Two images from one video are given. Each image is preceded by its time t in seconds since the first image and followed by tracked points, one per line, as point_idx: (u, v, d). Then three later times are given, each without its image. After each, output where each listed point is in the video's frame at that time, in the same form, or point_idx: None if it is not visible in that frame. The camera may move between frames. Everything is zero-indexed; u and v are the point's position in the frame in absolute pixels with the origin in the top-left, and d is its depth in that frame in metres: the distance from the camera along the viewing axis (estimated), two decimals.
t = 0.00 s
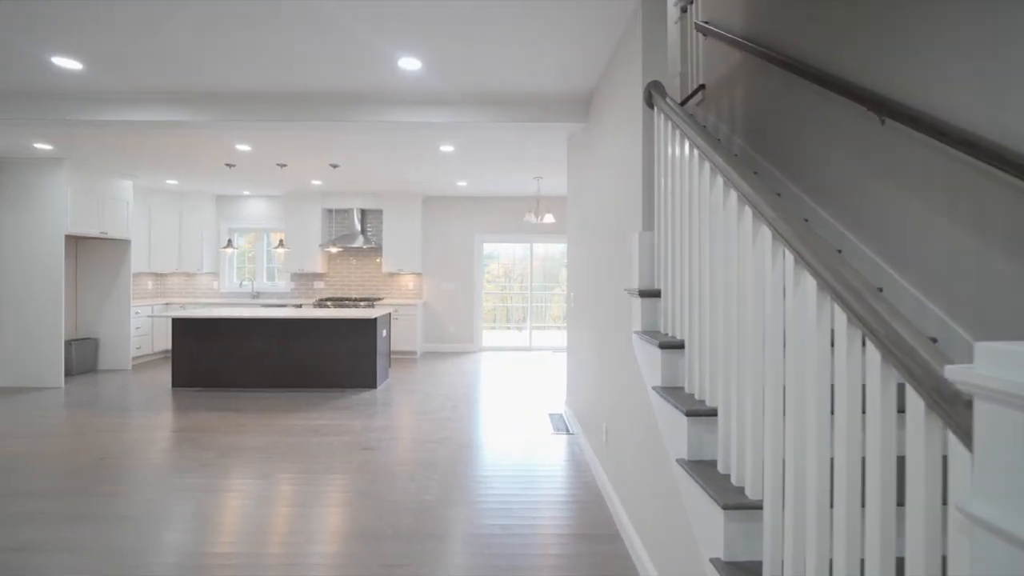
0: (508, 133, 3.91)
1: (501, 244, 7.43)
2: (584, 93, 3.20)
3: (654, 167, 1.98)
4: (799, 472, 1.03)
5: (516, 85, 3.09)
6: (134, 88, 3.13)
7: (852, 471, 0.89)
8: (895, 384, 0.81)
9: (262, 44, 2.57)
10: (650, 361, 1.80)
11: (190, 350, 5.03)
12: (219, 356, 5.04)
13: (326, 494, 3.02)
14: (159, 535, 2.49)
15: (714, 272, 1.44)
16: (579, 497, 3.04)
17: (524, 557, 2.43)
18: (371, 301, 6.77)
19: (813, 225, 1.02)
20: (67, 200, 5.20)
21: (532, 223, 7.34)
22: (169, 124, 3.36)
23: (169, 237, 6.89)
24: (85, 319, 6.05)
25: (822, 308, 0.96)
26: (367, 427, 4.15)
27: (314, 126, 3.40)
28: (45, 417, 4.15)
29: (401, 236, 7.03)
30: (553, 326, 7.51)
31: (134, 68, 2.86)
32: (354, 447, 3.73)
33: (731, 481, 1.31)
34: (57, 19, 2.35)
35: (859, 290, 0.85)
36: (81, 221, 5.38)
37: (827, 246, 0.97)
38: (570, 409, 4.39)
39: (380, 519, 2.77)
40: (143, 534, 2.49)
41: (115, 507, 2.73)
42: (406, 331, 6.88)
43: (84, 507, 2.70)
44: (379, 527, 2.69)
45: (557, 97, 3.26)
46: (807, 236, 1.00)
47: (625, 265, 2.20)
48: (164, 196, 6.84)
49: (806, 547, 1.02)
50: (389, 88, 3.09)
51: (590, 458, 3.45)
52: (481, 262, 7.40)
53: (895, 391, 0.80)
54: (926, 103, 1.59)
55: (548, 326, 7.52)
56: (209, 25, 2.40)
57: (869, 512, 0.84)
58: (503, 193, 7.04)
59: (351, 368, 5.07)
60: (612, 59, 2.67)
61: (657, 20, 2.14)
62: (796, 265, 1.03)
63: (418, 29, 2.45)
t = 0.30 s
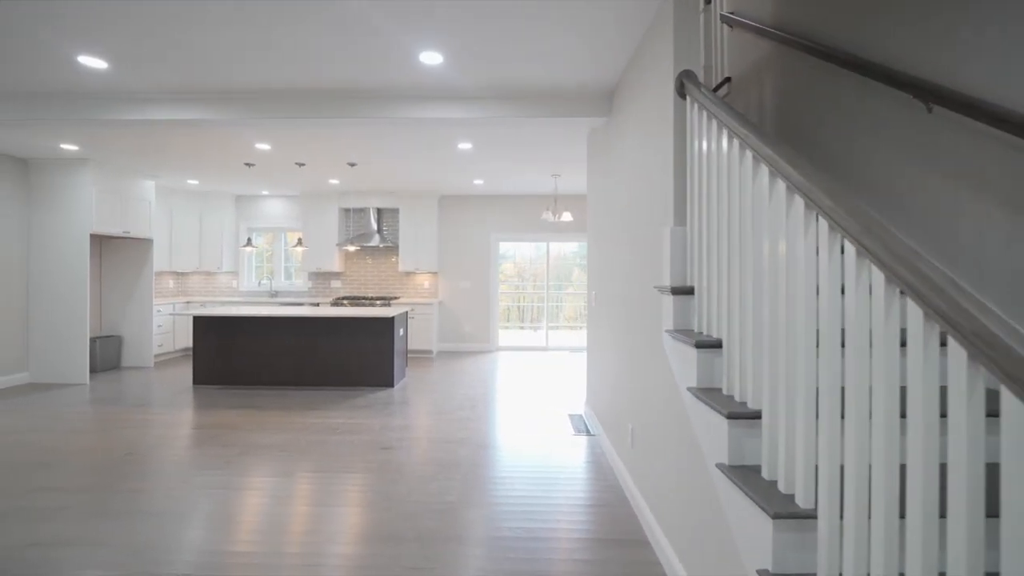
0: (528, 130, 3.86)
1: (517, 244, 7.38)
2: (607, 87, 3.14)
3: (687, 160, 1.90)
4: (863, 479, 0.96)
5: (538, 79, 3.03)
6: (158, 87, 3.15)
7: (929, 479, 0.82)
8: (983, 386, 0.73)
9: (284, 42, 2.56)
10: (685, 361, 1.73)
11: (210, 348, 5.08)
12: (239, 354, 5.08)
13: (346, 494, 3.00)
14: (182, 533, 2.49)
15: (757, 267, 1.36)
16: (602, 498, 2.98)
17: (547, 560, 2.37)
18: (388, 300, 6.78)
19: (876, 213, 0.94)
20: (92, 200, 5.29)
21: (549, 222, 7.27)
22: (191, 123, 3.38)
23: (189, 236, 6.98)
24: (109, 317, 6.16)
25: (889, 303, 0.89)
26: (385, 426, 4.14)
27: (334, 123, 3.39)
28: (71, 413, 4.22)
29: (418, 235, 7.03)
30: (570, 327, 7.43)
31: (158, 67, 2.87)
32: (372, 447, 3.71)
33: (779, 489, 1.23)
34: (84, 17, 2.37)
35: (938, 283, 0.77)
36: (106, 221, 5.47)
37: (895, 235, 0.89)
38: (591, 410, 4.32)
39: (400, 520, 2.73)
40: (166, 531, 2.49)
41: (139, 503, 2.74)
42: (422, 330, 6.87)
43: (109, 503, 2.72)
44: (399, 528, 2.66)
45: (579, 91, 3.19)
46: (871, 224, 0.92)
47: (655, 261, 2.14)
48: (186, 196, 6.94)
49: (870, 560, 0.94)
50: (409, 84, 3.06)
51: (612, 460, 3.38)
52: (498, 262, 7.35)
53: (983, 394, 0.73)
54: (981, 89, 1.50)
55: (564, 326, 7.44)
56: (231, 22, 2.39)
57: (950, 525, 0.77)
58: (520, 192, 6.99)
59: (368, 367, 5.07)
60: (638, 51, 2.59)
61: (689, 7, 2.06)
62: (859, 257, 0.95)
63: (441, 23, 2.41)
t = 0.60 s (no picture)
0: (549, 126, 3.79)
1: (534, 243, 7.32)
2: (632, 81, 3.06)
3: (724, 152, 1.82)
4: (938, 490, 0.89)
5: (561, 75, 2.98)
6: (182, 87, 3.17)
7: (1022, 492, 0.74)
8: None
9: (305, 38, 2.54)
10: (723, 362, 1.65)
11: (231, 346, 5.12)
12: (259, 353, 5.11)
13: (365, 493, 2.97)
14: (205, 532, 2.48)
15: (806, 262, 1.29)
16: (628, 503, 2.90)
17: (571, 563, 2.31)
18: (405, 300, 6.77)
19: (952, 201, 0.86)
20: (117, 200, 5.38)
21: (566, 221, 7.19)
22: (214, 122, 3.39)
23: (211, 236, 7.08)
24: (134, 316, 6.27)
25: (970, 298, 0.81)
26: (404, 426, 4.11)
27: (355, 121, 3.37)
28: (98, 410, 4.29)
29: (435, 235, 7.02)
30: (588, 327, 7.34)
31: (182, 66, 2.88)
32: (391, 447, 3.69)
33: (834, 499, 1.15)
34: (111, 17, 2.38)
35: None
36: (130, 220, 5.56)
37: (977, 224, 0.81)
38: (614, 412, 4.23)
39: (422, 521, 2.69)
40: (191, 530, 2.49)
41: (162, 500, 2.75)
42: (440, 329, 6.85)
43: (133, 499, 2.74)
44: (422, 529, 2.61)
45: (604, 86, 3.12)
46: (944, 214, 0.85)
47: (688, 259, 2.06)
48: (207, 196, 7.04)
49: None
50: (430, 80, 3.02)
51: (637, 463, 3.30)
52: (515, 261, 7.30)
53: None
54: None
55: (582, 327, 7.35)
56: (254, 18, 2.37)
57: None
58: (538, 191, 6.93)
59: (387, 366, 5.06)
60: (667, 43, 2.52)
61: None
62: (931, 250, 0.88)
63: (465, 17, 2.36)
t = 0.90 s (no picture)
0: (571, 122, 3.72)
1: (552, 242, 7.24)
2: (660, 73, 2.97)
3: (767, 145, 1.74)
4: None
5: (586, 69, 2.91)
6: (206, 87, 3.18)
7: None
8: None
9: (330, 35, 2.51)
10: (767, 366, 1.57)
11: (252, 345, 5.15)
12: (280, 352, 5.14)
13: (388, 495, 2.94)
14: (230, 533, 2.47)
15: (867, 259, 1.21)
16: (655, 508, 2.82)
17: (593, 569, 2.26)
18: (423, 300, 6.76)
19: None
20: (141, 200, 5.46)
21: (585, 220, 7.11)
22: (238, 121, 3.40)
23: (231, 236, 7.16)
24: (157, 314, 6.37)
25: None
26: (424, 426, 4.08)
27: (377, 119, 3.34)
28: (123, 407, 4.35)
29: (452, 234, 6.99)
30: (606, 327, 7.25)
31: (207, 66, 2.88)
32: (412, 448, 3.66)
33: (900, 513, 1.07)
34: (138, 17, 2.38)
35: None
36: (154, 220, 5.63)
37: None
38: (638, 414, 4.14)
39: (446, 525, 2.65)
40: (215, 530, 2.48)
41: (187, 499, 2.76)
42: (457, 328, 6.82)
43: (159, 498, 2.75)
44: (446, 533, 2.56)
45: (630, 80, 3.04)
46: None
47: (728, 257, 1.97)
48: (228, 197, 7.12)
49: None
50: (453, 77, 2.98)
51: (665, 467, 3.21)
52: (532, 260, 7.24)
53: None
54: None
55: (600, 327, 7.27)
56: (279, 16, 2.35)
57: None
58: (556, 189, 6.85)
59: (406, 366, 5.04)
60: (700, 34, 2.43)
61: None
62: None
63: (491, 11, 2.31)
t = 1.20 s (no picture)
0: (594, 118, 3.65)
1: (569, 241, 7.16)
2: (689, 66, 2.88)
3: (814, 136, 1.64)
4: None
5: (613, 63, 2.83)
6: (229, 86, 3.17)
7: None
8: None
9: (353, 31, 2.48)
10: (818, 369, 1.48)
11: (272, 344, 5.18)
12: (298, 351, 5.15)
13: (410, 497, 2.91)
14: (254, 534, 2.45)
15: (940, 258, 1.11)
16: (684, 515, 2.71)
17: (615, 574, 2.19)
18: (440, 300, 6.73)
19: None
20: (164, 200, 5.52)
21: (603, 219, 7.01)
22: (259, 120, 3.39)
23: (251, 236, 7.22)
24: (179, 314, 6.45)
25: None
26: (444, 428, 4.04)
27: (399, 116, 3.31)
28: (146, 406, 4.39)
29: (469, 233, 6.94)
30: (625, 328, 7.14)
31: (230, 64, 2.87)
32: (432, 449, 3.62)
33: (981, 534, 0.98)
34: (163, 14, 2.37)
35: None
36: (176, 220, 5.69)
37: None
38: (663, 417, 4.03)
39: (470, 529, 2.59)
40: (239, 531, 2.46)
41: (210, 499, 2.75)
42: (474, 329, 6.78)
43: (183, 497, 2.75)
44: (470, 537, 2.51)
45: (658, 74, 2.95)
46: None
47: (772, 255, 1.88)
48: (247, 197, 7.18)
49: None
50: (475, 73, 2.94)
51: (694, 472, 3.10)
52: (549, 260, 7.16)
53: None
54: None
55: (619, 328, 7.16)
56: (304, 11, 2.32)
57: None
58: (574, 188, 6.76)
59: (424, 366, 5.01)
60: (734, 24, 2.34)
61: None
62: None
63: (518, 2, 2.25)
